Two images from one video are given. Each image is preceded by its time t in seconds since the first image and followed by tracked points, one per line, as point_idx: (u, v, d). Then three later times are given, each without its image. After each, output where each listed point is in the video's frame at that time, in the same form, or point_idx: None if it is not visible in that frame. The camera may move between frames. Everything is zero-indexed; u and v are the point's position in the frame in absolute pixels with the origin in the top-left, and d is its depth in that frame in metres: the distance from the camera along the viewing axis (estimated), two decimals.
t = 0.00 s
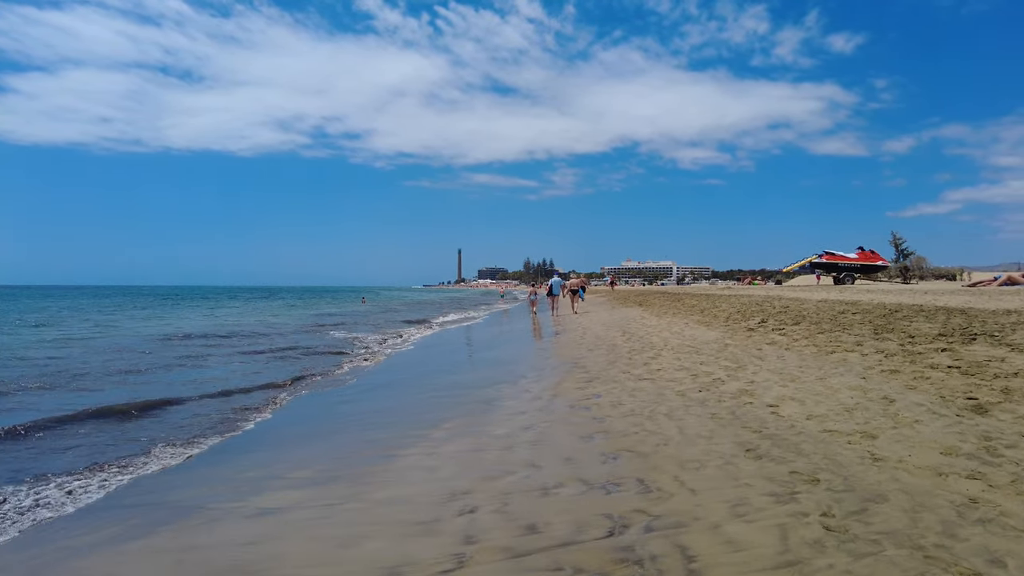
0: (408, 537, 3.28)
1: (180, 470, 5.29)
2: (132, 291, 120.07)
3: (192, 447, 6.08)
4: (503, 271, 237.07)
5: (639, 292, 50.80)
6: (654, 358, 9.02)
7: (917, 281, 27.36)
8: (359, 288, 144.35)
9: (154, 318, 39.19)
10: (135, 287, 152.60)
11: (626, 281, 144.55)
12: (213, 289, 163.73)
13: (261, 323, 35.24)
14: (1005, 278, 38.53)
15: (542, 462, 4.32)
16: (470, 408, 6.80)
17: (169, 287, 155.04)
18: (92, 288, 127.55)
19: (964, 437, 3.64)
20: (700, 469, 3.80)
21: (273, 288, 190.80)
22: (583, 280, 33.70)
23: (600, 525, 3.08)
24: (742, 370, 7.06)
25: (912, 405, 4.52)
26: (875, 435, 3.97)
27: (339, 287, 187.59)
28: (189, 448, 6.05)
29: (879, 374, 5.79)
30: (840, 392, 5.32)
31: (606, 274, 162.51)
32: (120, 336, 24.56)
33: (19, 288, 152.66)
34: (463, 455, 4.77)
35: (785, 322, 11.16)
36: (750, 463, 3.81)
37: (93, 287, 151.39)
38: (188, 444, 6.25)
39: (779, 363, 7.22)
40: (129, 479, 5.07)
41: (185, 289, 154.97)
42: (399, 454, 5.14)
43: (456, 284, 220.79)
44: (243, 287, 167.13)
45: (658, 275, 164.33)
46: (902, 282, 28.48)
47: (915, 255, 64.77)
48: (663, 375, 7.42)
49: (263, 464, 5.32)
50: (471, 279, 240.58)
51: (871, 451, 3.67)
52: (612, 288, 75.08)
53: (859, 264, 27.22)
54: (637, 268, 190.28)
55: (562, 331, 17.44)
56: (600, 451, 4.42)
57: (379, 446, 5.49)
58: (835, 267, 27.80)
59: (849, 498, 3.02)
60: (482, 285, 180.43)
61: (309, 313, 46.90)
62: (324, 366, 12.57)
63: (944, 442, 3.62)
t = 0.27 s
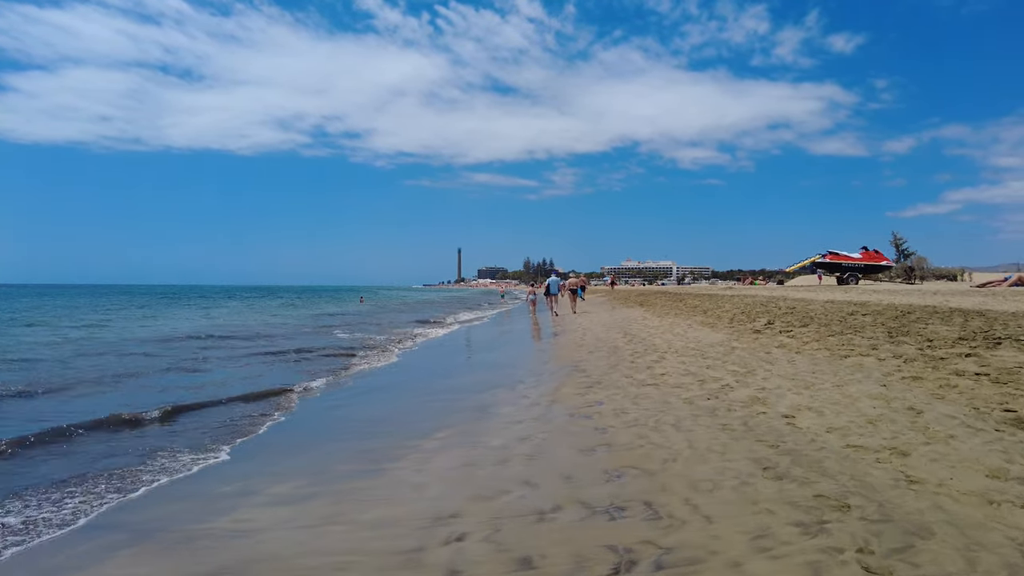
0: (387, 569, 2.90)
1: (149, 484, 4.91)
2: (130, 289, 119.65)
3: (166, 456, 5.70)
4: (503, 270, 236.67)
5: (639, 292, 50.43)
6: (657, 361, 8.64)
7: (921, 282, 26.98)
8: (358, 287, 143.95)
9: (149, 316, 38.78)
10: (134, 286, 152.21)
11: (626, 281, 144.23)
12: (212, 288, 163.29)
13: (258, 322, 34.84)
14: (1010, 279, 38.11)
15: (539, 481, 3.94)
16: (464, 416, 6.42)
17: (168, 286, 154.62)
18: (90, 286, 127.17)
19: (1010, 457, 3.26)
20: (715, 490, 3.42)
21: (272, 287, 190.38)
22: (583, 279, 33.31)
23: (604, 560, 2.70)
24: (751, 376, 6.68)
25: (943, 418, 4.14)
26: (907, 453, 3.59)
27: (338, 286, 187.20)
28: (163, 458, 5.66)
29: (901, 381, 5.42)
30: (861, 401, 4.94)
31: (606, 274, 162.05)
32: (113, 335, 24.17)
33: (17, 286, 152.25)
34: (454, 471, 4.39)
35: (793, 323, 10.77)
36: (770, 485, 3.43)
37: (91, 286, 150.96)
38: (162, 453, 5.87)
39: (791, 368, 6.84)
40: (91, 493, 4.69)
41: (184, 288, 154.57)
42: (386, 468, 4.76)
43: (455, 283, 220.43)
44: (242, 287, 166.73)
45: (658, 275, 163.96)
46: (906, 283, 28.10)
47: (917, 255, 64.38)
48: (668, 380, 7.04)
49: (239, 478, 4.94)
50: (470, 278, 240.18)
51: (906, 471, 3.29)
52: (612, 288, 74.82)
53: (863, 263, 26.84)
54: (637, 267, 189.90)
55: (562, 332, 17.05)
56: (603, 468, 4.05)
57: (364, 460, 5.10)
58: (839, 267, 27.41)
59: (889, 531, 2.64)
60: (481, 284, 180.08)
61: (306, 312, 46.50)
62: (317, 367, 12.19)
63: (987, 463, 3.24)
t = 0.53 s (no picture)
0: None
1: (102, 499, 4.54)
2: (127, 289, 119.21)
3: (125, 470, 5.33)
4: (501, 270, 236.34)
5: (638, 292, 50.10)
6: (658, 364, 8.30)
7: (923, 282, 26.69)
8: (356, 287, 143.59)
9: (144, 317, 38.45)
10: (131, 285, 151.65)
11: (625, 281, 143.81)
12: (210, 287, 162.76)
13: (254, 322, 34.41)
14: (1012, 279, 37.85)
15: (532, 498, 3.61)
16: (453, 424, 6.07)
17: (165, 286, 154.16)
18: (87, 286, 126.72)
19: None
20: (726, 512, 3.08)
21: (270, 287, 189.92)
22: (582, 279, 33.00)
23: None
24: (757, 380, 6.34)
25: (972, 429, 3.80)
26: (937, 469, 3.25)
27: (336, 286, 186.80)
28: (127, 469, 5.31)
29: (919, 386, 5.08)
30: (878, 409, 4.59)
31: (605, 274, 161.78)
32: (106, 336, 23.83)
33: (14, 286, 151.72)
34: (438, 488, 4.05)
35: (798, 325, 10.43)
36: (786, 505, 3.09)
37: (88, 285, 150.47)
38: (125, 464, 5.51)
39: (799, 372, 6.49)
40: (40, 512, 4.29)
41: (182, 288, 154.14)
42: (366, 484, 4.42)
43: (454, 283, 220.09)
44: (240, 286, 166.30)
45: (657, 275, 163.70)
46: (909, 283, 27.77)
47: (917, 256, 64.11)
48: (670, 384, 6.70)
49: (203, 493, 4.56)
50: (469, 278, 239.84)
51: (940, 491, 2.94)
52: (611, 288, 74.51)
53: (865, 263, 26.55)
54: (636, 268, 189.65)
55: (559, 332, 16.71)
56: (600, 485, 3.71)
57: (341, 476, 4.75)
58: (840, 267, 27.12)
59: (930, 567, 2.30)
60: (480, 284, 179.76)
61: (303, 312, 46.16)
62: (308, 368, 11.86)
63: None
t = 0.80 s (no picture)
0: None
1: (54, 527, 4.10)
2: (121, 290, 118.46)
3: (71, 488, 4.91)
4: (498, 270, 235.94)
5: (635, 292, 49.69)
6: (655, 370, 7.88)
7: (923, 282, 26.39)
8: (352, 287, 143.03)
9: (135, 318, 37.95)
10: (125, 286, 150.75)
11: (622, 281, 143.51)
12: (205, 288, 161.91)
13: (246, 323, 33.90)
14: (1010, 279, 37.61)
15: (513, 530, 3.20)
16: (435, 438, 5.65)
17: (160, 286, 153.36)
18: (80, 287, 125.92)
19: None
20: (733, 551, 2.68)
21: (266, 287, 189.17)
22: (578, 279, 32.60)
23: None
24: (760, 390, 5.93)
25: (1005, 449, 3.40)
26: (973, 500, 2.85)
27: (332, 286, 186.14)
28: (80, 489, 4.86)
29: (937, 397, 4.68)
30: (896, 424, 4.18)
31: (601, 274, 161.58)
32: (92, 338, 23.30)
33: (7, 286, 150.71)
34: (409, 516, 3.64)
35: (799, 328, 10.03)
36: (803, 544, 2.67)
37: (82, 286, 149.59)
38: (72, 480, 5.09)
39: (805, 380, 6.09)
40: None
41: (176, 288, 153.32)
42: (332, 511, 3.99)
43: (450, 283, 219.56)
44: (235, 287, 165.55)
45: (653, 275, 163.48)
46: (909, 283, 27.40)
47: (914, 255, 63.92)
48: (667, 393, 6.30)
49: (151, 518, 4.14)
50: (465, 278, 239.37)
51: (982, 530, 2.53)
52: (608, 288, 74.17)
53: (864, 263, 26.23)
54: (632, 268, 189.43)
55: (554, 334, 16.28)
56: (590, 515, 3.29)
57: (306, 500, 4.32)
58: (839, 268, 26.80)
59: None
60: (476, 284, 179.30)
61: (296, 313, 45.69)
62: (292, 370, 11.42)
63: None
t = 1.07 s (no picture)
0: None
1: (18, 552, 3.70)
2: (118, 290, 118.01)
3: (21, 506, 4.52)
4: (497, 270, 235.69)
5: (635, 292, 49.34)
6: (659, 375, 7.51)
7: (926, 282, 26.09)
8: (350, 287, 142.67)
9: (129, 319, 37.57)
10: (122, 286, 150.16)
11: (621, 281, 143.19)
12: (202, 288, 161.34)
13: (240, 324, 33.46)
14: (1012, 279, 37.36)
15: (507, 562, 2.85)
16: (424, 451, 5.28)
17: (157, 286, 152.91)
18: (78, 287, 125.50)
19: None
20: None
21: (264, 288, 188.75)
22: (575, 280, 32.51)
23: None
24: (774, 397, 5.57)
25: None
26: None
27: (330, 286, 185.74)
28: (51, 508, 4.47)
29: (967, 407, 4.33)
30: (927, 438, 3.82)
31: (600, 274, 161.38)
32: (81, 341, 22.83)
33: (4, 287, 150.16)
34: (393, 543, 3.27)
35: (808, 330, 9.67)
36: None
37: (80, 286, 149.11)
38: (35, 498, 4.69)
39: (820, 387, 5.73)
40: None
41: (174, 288, 152.82)
42: (310, 536, 3.62)
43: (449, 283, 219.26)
44: (233, 287, 165.12)
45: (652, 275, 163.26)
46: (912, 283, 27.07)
47: (914, 255, 63.73)
48: (673, 400, 5.94)
49: (97, 544, 3.75)
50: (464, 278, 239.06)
51: None
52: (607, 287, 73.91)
53: (867, 263, 25.95)
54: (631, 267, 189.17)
55: (552, 336, 15.90)
56: (594, 545, 2.93)
57: (282, 522, 3.94)
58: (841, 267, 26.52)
59: None
60: (475, 284, 179.06)
61: (294, 314, 45.36)
62: (282, 373, 11.02)
63: None
